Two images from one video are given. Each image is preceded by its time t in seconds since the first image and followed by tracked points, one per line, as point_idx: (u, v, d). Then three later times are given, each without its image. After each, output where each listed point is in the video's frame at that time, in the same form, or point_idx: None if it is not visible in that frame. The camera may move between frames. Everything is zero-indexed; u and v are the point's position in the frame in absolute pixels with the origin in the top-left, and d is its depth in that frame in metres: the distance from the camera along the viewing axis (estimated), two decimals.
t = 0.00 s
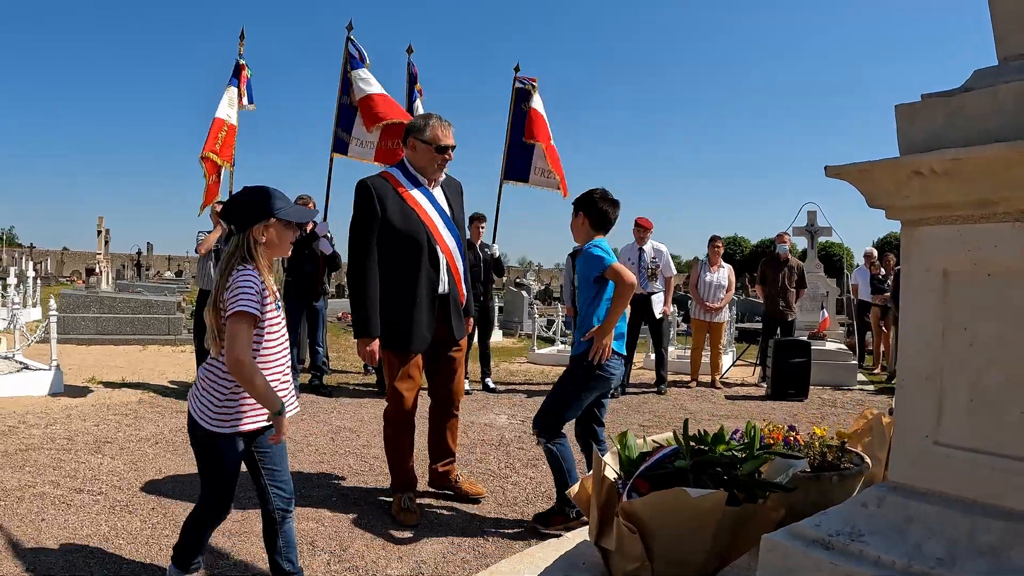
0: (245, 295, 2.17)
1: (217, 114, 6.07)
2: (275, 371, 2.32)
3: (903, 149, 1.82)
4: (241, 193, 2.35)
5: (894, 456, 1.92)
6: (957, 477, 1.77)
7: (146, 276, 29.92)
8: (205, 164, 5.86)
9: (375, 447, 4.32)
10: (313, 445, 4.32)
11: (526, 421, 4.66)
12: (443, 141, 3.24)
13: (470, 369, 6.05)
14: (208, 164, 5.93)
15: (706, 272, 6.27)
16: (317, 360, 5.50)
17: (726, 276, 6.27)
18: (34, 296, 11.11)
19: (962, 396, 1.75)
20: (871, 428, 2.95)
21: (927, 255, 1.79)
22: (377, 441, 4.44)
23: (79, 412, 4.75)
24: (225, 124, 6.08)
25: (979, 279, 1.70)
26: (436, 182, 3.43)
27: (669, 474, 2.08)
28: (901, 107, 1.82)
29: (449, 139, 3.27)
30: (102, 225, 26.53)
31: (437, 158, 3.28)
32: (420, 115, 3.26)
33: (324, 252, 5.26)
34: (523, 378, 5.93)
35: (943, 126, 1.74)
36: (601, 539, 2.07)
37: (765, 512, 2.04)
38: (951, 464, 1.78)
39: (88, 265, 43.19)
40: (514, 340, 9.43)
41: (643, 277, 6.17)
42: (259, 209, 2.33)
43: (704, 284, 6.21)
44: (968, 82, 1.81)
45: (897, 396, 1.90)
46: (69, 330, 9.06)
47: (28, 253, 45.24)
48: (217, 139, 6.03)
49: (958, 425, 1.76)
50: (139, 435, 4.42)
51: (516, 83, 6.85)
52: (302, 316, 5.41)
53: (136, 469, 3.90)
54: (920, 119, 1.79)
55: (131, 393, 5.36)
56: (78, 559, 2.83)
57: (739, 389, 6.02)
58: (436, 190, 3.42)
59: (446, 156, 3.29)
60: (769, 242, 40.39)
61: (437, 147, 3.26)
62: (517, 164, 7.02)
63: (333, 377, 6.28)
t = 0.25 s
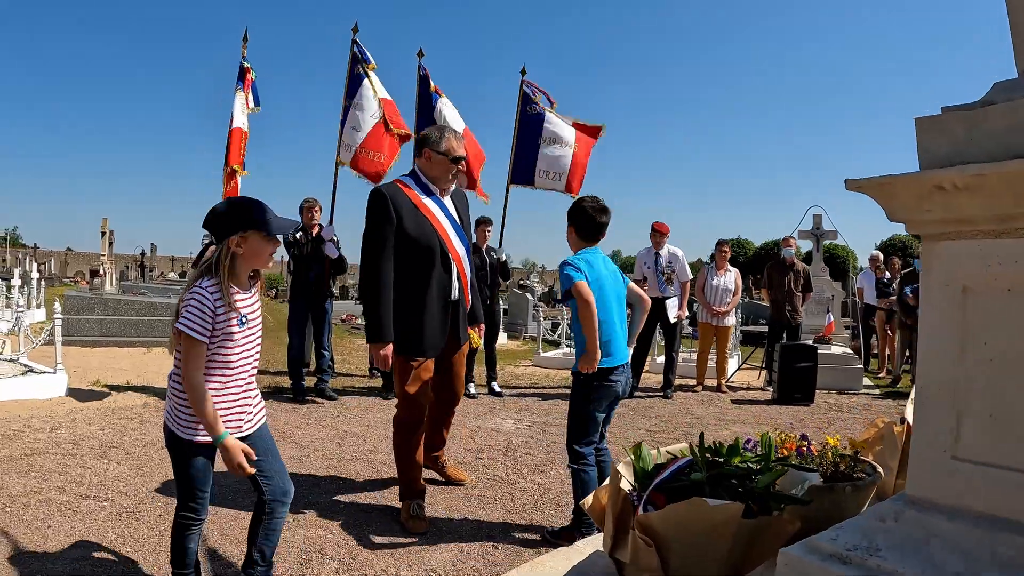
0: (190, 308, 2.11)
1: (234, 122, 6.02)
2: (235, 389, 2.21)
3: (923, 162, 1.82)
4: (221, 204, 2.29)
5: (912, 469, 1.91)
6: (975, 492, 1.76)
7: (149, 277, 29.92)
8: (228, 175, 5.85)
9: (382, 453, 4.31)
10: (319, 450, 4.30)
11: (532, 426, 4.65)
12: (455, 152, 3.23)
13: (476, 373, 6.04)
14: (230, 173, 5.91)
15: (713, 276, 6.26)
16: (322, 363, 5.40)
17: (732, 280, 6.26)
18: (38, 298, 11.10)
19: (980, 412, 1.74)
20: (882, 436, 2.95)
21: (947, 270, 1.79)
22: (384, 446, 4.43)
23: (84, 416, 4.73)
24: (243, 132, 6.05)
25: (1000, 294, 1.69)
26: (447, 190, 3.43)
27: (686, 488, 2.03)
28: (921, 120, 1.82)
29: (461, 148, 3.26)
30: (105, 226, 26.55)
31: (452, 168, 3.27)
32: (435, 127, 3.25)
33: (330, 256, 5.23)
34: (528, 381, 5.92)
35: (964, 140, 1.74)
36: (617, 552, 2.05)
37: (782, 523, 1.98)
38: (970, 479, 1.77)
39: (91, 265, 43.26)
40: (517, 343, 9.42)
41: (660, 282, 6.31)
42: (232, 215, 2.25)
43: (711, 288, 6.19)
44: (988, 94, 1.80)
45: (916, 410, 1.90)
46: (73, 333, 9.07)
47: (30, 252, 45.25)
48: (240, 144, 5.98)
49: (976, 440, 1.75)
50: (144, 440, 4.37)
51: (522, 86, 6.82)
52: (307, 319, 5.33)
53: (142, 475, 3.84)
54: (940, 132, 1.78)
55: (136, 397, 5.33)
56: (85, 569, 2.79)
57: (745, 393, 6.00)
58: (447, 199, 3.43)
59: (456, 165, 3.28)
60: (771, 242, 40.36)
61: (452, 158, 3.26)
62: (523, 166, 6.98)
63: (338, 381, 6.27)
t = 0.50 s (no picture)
0: (217, 319, 2.07)
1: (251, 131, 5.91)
2: (249, 410, 2.17)
3: (945, 175, 1.81)
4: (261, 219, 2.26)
5: (931, 481, 1.91)
6: (997, 504, 1.75)
7: (150, 277, 29.87)
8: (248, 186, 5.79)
9: (389, 458, 4.28)
10: (326, 455, 4.27)
11: (539, 431, 4.65)
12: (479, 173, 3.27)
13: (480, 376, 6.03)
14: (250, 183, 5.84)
15: (720, 281, 6.25)
16: (327, 367, 5.39)
17: (740, 285, 6.26)
18: (40, 300, 11.06)
19: (1002, 424, 1.73)
20: (893, 444, 2.92)
21: (968, 282, 1.78)
22: (391, 451, 4.41)
23: (89, 420, 4.70)
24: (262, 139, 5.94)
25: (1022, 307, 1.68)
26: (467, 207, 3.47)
27: (704, 498, 2.02)
28: (944, 132, 1.81)
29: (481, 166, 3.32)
30: (107, 227, 26.52)
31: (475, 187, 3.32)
32: (461, 146, 3.32)
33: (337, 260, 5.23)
34: (533, 385, 5.92)
35: (986, 152, 1.73)
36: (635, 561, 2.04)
37: (799, 534, 1.96)
38: (991, 491, 1.76)
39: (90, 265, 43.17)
40: (520, 346, 9.42)
41: (669, 285, 6.34)
42: (271, 232, 2.25)
43: (718, 293, 6.19)
44: (1010, 106, 1.80)
45: (935, 422, 1.89)
46: (76, 335, 9.04)
47: (29, 252, 45.17)
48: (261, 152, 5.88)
49: (997, 453, 1.75)
50: (150, 444, 4.32)
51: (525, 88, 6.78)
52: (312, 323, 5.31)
53: (149, 481, 3.73)
54: (963, 144, 1.78)
55: (141, 400, 5.29)
56: None
57: (751, 398, 5.99)
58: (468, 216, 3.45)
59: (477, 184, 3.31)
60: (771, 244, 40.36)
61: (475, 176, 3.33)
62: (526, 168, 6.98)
63: (342, 384, 6.25)
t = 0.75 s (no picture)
0: (312, 340, 2.06)
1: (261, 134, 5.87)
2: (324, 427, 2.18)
3: (968, 188, 1.80)
4: (349, 242, 2.25)
5: (949, 493, 1.90)
6: (1018, 518, 1.74)
7: (149, 279, 29.80)
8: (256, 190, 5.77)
9: (395, 464, 4.26)
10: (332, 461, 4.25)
11: (544, 436, 4.64)
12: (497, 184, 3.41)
13: (484, 381, 6.02)
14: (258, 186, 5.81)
15: (727, 287, 6.24)
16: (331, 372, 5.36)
17: (746, 290, 6.24)
18: (42, 302, 11.02)
19: None
20: (905, 452, 2.91)
21: (989, 296, 1.77)
22: (396, 456, 4.39)
23: (91, 424, 4.67)
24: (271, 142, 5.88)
25: None
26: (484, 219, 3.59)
27: (722, 510, 2.01)
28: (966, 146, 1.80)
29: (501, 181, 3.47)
30: (108, 228, 26.50)
31: (492, 199, 3.46)
32: (481, 159, 3.46)
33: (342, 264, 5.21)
34: (537, 390, 5.91)
35: (1008, 165, 1.72)
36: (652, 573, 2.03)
37: (817, 546, 1.92)
38: (1012, 505, 1.75)
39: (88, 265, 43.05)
40: (522, 350, 9.41)
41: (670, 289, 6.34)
42: (355, 256, 2.27)
43: (724, 298, 6.19)
44: None
45: (954, 435, 1.88)
46: (77, 337, 8.99)
47: (27, 252, 45.04)
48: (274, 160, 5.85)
49: (1018, 467, 1.74)
50: (154, 449, 4.29)
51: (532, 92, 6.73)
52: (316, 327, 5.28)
53: (154, 487, 3.71)
54: (985, 158, 1.77)
55: (143, 404, 5.26)
56: None
57: (755, 402, 5.97)
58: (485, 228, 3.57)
59: (496, 197, 3.45)
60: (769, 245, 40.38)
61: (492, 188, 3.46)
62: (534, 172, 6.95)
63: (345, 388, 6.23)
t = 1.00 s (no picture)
0: (448, 342, 2.20)
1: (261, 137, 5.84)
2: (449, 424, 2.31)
3: (999, 203, 1.80)
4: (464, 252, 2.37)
5: (976, 506, 1.89)
6: None
7: (146, 280, 29.70)
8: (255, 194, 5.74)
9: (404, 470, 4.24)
10: (340, 467, 4.22)
11: (552, 442, 4.63)
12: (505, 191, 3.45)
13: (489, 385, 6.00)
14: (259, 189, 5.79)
15: (733, 293, 6.27)
16: (336, 377, 5.33)
17: (751, 296, 6.25)
18: (42, 305, 10.95)
19: None
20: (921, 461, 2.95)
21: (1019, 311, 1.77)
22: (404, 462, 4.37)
23: (96, 430, 4.63)
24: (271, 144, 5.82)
25: None
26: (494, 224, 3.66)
27: (750, 523, 2.00)
28: (997, 161, 1.80)
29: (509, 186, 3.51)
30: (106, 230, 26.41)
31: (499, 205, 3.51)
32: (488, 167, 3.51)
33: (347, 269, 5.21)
34: (542, 394, 5.89)
35: None
36: None
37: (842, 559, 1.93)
38: None
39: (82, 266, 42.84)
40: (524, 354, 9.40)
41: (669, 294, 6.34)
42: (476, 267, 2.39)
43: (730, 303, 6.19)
44: None
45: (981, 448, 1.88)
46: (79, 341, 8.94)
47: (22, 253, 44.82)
48: (277, 162, 5.82)
49: None
50: (160, 456, 4.25)
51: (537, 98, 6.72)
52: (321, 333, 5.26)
53: (162, 495, 3.68)
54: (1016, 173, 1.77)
55: (147, 409, 5.22)
56: None
57: (760, 406, 5.97)
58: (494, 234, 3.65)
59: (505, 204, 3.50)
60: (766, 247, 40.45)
61: (500, 195, 3.50)
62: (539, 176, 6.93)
63: (350, 393, 6.21)
